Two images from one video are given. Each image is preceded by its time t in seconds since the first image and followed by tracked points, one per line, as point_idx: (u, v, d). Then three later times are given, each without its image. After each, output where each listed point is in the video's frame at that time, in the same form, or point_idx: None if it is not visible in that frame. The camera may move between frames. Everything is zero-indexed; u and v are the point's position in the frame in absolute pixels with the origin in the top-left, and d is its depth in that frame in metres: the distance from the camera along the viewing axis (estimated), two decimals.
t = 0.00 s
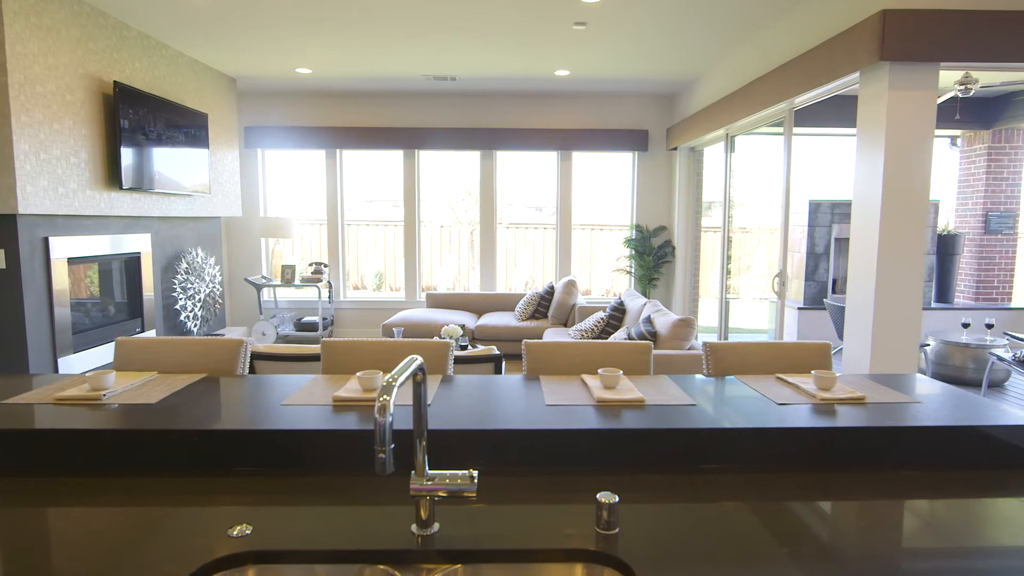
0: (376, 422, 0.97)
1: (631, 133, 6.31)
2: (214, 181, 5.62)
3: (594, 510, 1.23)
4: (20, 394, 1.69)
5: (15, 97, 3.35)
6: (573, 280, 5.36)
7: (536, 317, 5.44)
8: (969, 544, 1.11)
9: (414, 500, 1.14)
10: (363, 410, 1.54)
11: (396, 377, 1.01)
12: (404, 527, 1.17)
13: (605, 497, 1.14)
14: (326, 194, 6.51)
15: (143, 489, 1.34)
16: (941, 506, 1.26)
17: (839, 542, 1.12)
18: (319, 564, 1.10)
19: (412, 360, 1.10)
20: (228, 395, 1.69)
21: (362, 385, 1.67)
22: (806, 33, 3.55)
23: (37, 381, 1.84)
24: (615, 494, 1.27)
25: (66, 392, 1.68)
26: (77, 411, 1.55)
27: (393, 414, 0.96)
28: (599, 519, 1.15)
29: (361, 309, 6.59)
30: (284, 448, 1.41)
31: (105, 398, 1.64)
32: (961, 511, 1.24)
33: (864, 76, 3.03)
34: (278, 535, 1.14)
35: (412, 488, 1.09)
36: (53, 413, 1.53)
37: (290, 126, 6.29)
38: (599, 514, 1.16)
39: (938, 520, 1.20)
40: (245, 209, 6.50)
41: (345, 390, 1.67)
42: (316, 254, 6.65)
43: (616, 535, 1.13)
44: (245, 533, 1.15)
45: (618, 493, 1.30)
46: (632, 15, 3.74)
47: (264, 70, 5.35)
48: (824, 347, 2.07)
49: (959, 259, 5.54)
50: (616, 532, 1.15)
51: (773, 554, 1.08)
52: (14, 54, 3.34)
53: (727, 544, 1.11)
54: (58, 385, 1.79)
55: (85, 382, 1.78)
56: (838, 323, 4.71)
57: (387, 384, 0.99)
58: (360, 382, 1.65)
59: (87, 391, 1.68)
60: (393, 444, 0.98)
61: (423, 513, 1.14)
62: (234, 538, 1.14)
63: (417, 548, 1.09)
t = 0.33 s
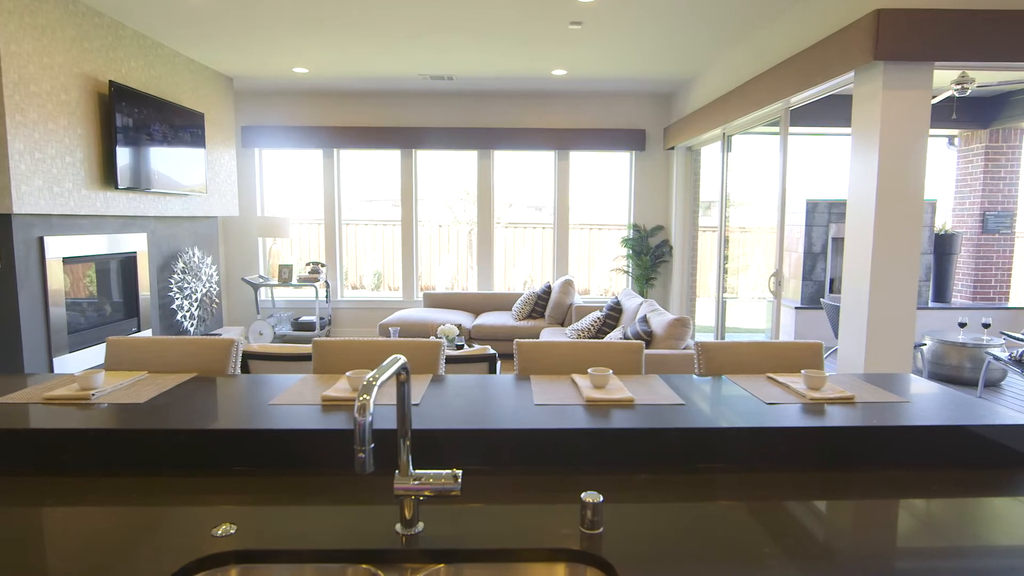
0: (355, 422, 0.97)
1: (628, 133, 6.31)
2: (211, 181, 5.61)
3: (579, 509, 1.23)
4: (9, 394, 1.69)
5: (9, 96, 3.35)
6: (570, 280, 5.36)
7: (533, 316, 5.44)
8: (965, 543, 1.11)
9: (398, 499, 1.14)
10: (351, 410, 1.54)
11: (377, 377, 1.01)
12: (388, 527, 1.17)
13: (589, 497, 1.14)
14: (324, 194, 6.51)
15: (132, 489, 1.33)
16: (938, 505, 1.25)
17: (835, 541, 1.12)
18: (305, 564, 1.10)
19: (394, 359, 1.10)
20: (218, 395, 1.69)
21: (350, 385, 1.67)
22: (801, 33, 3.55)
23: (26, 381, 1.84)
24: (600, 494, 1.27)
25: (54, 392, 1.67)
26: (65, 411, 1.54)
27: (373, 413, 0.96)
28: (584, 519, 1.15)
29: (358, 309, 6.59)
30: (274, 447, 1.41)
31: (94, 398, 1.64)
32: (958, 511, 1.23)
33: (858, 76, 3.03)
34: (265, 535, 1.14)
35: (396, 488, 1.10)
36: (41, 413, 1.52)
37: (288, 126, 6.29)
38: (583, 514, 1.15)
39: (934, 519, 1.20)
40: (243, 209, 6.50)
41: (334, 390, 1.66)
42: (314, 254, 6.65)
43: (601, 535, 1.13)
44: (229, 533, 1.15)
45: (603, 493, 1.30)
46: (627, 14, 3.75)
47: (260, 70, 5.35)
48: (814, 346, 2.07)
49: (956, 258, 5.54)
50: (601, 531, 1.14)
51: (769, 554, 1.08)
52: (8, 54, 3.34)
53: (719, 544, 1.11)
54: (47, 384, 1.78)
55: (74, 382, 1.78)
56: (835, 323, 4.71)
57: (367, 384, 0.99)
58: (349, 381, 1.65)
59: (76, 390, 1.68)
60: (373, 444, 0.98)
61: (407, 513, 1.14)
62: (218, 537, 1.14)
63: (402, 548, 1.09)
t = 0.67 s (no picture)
0: (336, 421, 0.97)
1: (626, 133, 6.31)
2: (207, 180, 5.61)
3: (563, 509, 1.23)
4: None
5: (4, 96, 3.35)
6: (567, 280, 5.36)
7: (530, 316, 5.45)
8: (960, 543, 1.11)
9: (383, 499, 1.14)
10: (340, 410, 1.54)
11: (358, 376, 1.02)
12: (373, 526, 1.17)
13: (573, 496, 1.14)
14: (321, 194, 6.51)
15: (121, 489, 1.33)
16: (935, 504, 1.26)
17: (829, 540, 1.12)
18: (291, 563, 1.10)
19: (378, 359, 1.10)
20: (208, 394, 1.69)
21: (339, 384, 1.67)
22: (796, 32, 3.55)
23: (16, 381, 1.84)
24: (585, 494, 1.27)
25: (43, 391, 1.67)
26: (53, 410, 1.54)
27: (353, 412, 0.96)
28: (569, 519, 1.14)
29: (356, 308, 6.59)
30: (265, 446, 1.41)
31: (83, 398, 1.64)
32: (951, 510, 1.24)
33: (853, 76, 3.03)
34: (250, 535, 1.14)
35: (380, 488, 1.10)
36: (29, 413, 1.52)
37: (284, 125, 6.28)
38: (568, 513, 1.15)
39: (931, 519, 1.20)
40: (241, 208, 6.49)
41: (322, 389, 1.66)
42: (311, 254, 6.64)
43: (585, 534, 1.13)
44: (214, 532, 1.15)
45: (587, 492, 1.30)
46: (623, 14, 3.75)
47: (257, 69, 5.34)
48: (805, 347, 2.08)
49: (954, 258, 5.55)
50: (585, 531, 1.14)
51: (765, 554, 1.08)
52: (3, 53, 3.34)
53: (710, 544, 1.11)
54: (35, 384, 1.78)
55: (64, 381, 1.78)
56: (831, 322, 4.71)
57: (347, 382, 0.99)
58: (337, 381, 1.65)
59: (65, 390, 1.68)
60: (353, 443, 0.98)
61: (392, 512, 1.14)
62: (202, 537, 1.13)
63: (386, 548, 1.09)
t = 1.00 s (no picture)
0: (318, 421, 0.97)
1: (623, 132, 6.31)
2: (204, 180, 5.61)
3: (549, 509, 1.23)
4: None
5: None
6: (564, 279, 5.36)
7: (528, 316, 5.44)
8: (957, 543, 1.11)
9: (368, 499, 1.14)
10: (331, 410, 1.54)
11: (341, 376, 1.02)
12: (359, 526, 1.17)
13: (559, 496, 1.13)
14: (318, 193, 6.51)
15: (111, 488, 1.33)
16: (932, 503, 1.26)
17: (825, 540, 1.12)
18: (276, 562, 1.10)
19: (362, 359, 1.10)
20: (198, 394, 1.69)
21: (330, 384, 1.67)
22: (793, 32, 3.55)
23: (6, 381, 1.83)
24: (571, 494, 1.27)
25: (33, 391, 1.67)
26: (42, 410, 1.54)
27: (335, 412, 0.96)
28: (554, 518, 1.14)
29: (354, 308, 6.59)
30: (256, 445, 1.41)
31: (72, 397, 1.64)
32: (947, 509, 1.24)
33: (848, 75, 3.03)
34: (235, 534, 1.14)
35: (364, 488, 1.10)
36: (19, 413, 1.52)
37: (281, 125, 6.28)
38: (554, 513, 1.15)
39: (929, 518, 1.20)
40: (239, 208, 6.49)
41: (312, 389, 1.66)
42: (309, 254, 6.64)
43: (571, 534, 1.13)
44: (199, 532, 1.15)
45: (573, 492, 1.30)
46: (619, 14, 3.75)
47: (254, 69, 5.34)
48: (797, 348, 2.08)
49: (951, 258, 5.55)
50: (571, 531, 1.14)
51: (760, 553, 1.08)
52: None
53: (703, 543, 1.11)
54: (26, 384, 1.78)
55: (54, 381, 1.78)
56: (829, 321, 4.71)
57: (328, 382, 0.99)
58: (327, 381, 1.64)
59: (55, 389, 1.68)
60: (335, 443, 0.98)
61: (378, 512, 1.14)
62: (188, 536, 1.14)
63: (372, 547, 1.09)
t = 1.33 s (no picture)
0: (298, 421, 0.97)
1: (621, 132, 6.31)
2: (202, 180, 5.61)
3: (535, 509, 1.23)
4: None
5: None
6: (562, 279, 5.36)
7: (525, 315, 5.45)
8: (955, 542, 1.11)
9: (354, 499, 1.14)
10: (321, 409, 1.54)
11: (324, 375, 1.02)
12: (344, 525, 1.17)
13: (544, 495, 1.13)
14: (316, 193, 6.51)
15: (99, 487, 1.33)
16: (929, 503, 1.26)
17: (821, 539, 1.12)
18: (259, 561, 1.10)
19: (347, 359, 1.10)
20: (189, 393, 1.69)
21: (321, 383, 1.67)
22: (789, 31, 3.55)
23: None
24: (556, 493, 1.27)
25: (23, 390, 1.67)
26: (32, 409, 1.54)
27: (316, 411, 0.97)
28: (540, 518, 1.14)
29: (352, 307, 6.59)
30: (246, 444, 1.41)
31: (62, 397, 1.64)
32: (942, 509, 1.24)
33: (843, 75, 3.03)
34: (221, 533, 1.15)
35: (349, 488, 1.10)
36: (8, 412, 1.52)
37: (279, 125, 6.28)
38: (539, 512, 1.15)
39: (927, 517, 1.20)
40: (237, 207, 6.50)
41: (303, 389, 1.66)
42: (307, 253, 6.64)
43: (556, 534, 1.13)
44: (185, 531, 1.15)
45: (560, 492, 1.30)
46: (614, 13, 3.75)
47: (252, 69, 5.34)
48: (790, 347, 2.07)
49: (949, 257, 5.55)
50: (556, 530, 1.14)
51: (755, 552, 1.08)
52: None
53: (695, 543, 1.11)
54: (16, 383, 1.78)
55: (45, 380, 1.78)
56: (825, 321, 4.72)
57: (311, 381, 0.99)
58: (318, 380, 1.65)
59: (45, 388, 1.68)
60: (316, 442, 0.98)
61: (363, 511, 1.14)
62: (174, 536, 1.14)
63: (358, 547, 1.09)
